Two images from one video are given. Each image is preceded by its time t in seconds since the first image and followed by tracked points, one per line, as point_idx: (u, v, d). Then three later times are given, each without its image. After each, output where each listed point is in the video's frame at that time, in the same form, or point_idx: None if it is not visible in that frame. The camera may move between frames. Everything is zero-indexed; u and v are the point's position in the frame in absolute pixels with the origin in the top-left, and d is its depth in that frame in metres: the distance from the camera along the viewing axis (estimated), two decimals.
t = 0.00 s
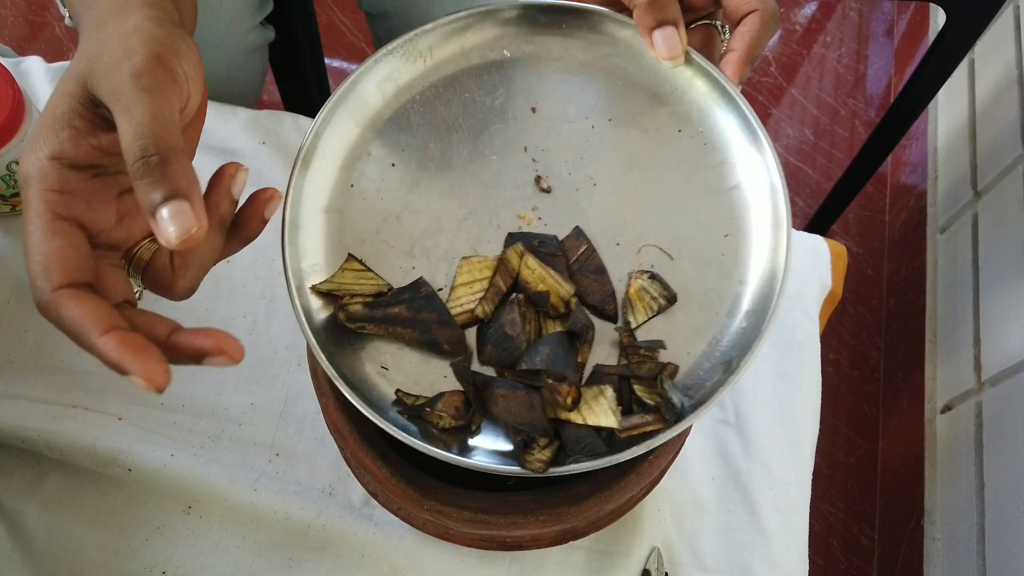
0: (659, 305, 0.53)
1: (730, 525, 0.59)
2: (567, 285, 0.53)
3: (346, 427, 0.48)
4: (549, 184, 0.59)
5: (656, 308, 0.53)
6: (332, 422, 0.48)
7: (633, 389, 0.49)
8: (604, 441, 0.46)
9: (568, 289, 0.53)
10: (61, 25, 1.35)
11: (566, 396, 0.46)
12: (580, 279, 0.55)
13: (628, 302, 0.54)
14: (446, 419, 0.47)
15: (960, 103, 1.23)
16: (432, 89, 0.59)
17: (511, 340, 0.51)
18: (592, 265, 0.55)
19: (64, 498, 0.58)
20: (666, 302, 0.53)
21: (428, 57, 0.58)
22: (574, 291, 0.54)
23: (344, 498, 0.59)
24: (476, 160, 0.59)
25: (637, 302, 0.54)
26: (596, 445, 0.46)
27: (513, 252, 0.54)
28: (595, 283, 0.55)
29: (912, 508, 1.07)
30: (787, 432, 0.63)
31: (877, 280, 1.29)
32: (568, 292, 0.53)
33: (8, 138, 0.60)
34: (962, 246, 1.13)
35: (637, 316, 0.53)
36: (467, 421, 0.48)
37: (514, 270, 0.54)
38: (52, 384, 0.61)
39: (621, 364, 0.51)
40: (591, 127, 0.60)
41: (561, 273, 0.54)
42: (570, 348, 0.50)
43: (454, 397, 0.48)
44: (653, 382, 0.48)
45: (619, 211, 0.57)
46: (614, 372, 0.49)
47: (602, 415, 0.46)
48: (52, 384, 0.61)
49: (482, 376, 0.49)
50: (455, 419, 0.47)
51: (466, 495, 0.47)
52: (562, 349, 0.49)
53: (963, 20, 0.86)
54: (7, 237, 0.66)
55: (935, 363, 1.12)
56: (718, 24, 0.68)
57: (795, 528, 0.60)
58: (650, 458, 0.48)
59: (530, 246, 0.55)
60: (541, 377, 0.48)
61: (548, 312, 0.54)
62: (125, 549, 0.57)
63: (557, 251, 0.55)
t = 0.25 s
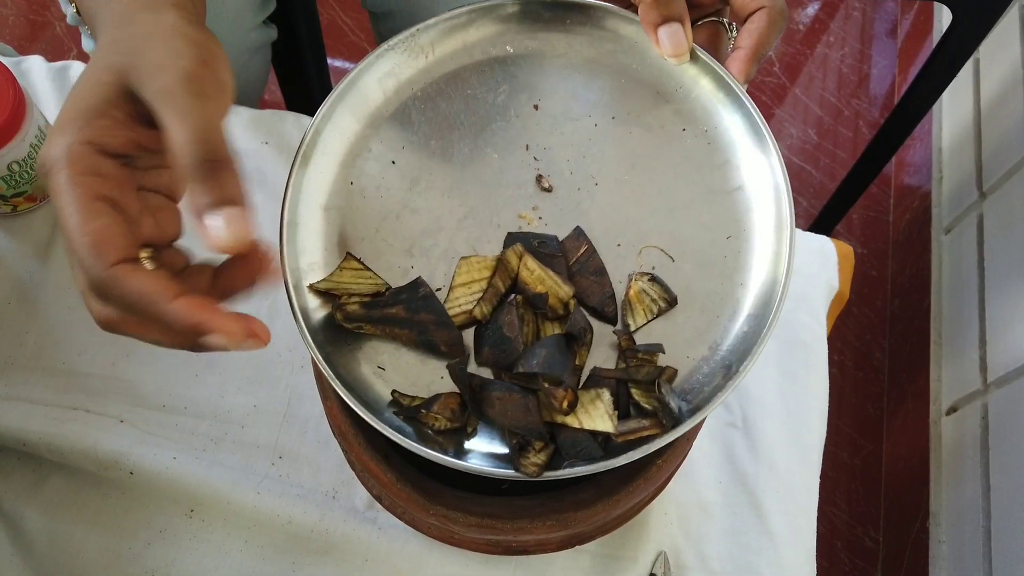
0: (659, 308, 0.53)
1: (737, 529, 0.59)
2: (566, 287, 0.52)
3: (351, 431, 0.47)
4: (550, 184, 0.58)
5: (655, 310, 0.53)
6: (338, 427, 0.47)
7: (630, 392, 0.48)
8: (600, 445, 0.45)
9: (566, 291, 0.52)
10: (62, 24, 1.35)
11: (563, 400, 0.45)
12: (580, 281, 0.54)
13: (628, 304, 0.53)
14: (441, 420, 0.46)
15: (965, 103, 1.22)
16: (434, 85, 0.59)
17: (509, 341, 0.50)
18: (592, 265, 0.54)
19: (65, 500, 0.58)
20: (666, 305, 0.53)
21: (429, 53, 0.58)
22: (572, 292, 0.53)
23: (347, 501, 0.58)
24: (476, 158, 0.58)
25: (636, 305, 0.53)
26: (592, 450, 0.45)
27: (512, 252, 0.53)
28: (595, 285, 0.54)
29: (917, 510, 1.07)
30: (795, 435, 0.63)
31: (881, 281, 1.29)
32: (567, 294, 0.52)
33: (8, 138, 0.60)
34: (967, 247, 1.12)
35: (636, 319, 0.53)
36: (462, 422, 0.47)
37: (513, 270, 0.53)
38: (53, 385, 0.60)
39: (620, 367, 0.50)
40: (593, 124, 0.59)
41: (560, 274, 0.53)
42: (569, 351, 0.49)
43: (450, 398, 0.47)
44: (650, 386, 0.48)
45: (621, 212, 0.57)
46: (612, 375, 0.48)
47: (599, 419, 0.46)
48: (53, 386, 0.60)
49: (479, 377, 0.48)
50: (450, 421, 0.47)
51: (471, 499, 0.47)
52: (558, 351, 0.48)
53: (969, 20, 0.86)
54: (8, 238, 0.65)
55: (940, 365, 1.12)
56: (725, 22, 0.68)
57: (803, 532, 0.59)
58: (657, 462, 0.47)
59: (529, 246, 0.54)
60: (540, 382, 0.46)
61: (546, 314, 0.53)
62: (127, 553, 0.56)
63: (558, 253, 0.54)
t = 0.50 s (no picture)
0: (620, 301, 0.52)
1: (744, 527, 0.58)
2: (529, 270, 0.52)
3: (356, 429, 0.47)
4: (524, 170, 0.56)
5: (619, 300, 0.52)
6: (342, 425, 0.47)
7: (583, 382, 0.47)
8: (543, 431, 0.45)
9: (528, 275, 0.52)
10: (63, 16, 1.34)
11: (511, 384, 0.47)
12: (542, 267, 0.53)
13: (591, 291, 0.52)
14: (382, 393, 0.45)
15: (973, 96, 1.21)
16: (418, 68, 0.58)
17: (463, 323, 0.51)
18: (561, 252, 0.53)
19: (66, 496, 0.57)
20: (631, 296, 0.52)
21: (415, 35, 0.58)
22: (534, 276, 0.52)
23: (351, 497, 0.58)
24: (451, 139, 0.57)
25: (601, 293, 0.52)
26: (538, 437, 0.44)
27: (476, 232, 0.52)
28: (557, 269, 0.53)
29: (923, 506, 1.06)
30: (802, 431, 0.62)
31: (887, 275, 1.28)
32: (528, 277, 0.52)
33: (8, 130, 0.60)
34: (974, 241, 1.11)
35: (599, 308, 0.52)
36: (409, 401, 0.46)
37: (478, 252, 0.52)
38: (54, 380, 0.60)
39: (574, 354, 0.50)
40: (573, 111, 0.57)
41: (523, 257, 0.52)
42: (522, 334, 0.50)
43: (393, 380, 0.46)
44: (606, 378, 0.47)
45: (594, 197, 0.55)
46: (566, 363, 0.49)
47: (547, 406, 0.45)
48: (53, 380, 0.60)
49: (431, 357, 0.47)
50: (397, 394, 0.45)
51: (476, 497, 0.46)
52: (513, 335, 0.49)
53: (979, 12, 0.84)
54: (9, 232, 0.65)
55: (946, 360, 1.11)
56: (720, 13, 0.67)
57: (811, 530, 0.59)
58: (663, 459, 0.47)
59: (495, 227, 0.53)
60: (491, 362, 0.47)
61: (507, 297, 0.53)
62: (129, 549, 0.56)
63: (524, 236, 0.53)
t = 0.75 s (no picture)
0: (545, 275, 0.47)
1: (747, 516, 0.58)
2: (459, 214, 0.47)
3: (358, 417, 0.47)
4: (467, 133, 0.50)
5: (542, 277, 0.46)
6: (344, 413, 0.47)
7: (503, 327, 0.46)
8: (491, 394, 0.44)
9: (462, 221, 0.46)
10: None
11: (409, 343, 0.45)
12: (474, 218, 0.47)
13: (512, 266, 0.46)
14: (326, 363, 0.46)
15: (982, 82, 1.19)
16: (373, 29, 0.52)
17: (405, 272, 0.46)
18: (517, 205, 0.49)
19: (69, 482, 0.57)
20: (554, 274, 0.47)
21: None
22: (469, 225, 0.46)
23: (353, 485, 0.58)
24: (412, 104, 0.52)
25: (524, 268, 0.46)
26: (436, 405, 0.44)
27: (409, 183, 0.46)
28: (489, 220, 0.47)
29: (925, 494, 1.06)
30: (807, 420, 0.62)
31: (893, 264, 1.27)
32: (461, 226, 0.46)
33: (9, 113, 0.60)
34: (981, 229, 1.10)
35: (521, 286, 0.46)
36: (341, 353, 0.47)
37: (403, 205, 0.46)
38: (55, 366, 0.60)
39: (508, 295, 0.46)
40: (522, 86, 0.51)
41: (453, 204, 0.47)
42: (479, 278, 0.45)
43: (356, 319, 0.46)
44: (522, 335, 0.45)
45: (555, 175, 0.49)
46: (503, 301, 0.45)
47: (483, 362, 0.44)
48: (55, 366, 0.60)
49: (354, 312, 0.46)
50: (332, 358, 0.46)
51: (479, 485, 0.46)
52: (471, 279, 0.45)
53: None
54: (9, 217, 0.65)
55: (951, 348, 1.10)
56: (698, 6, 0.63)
57: (814, 519, 0.59)
58: (667, 449, 0.45)
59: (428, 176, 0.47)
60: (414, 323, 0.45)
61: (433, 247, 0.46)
62: (132, 535, 0.56)
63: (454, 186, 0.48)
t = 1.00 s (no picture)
0: (633, 242, 0.49)
1: (758, 508, 0.58)
2: (536, 181, 0.50)
3: (372, 408, 0.46)
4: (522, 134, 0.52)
5: (630, 246, 0.49)
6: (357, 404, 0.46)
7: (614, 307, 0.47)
8: (599, 374, 0.46)
9: (536, 189, 0.50)
10: None
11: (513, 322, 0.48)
12: (548, 182, 0.50)
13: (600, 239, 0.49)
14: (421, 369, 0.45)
15: (991, 73, 1.18)
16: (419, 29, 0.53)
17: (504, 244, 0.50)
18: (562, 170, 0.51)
19: (79, 472, 0.57)
20: (640, 239, 0.49)
21: None
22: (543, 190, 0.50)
23: (363, 475, 0.58)
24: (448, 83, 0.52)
25: (609, 242, 0.49)
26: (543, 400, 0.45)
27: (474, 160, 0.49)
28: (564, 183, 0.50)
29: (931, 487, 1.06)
30: (819, 413, 0.61)
31: (900, 256, 1.25)
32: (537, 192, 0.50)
33: (16, 103, 0.59)
34: (989, 221, 1.10)
35: (612, 256, 0.49)
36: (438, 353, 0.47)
37: (479, 182, 0.50)
38: (64, 356, 0.60)
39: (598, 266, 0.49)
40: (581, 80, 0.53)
41: (524, 170, 0.50)
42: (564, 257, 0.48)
43: (468, 305, 0.48)
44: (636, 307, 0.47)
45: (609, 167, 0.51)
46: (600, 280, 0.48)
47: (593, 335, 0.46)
48: (64, 356, 0.60)
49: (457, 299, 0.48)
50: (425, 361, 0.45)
51: (492, 477, 0.46)
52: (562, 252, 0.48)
53: None
54: (16, 206, 0.64)
55: (958, 341, 1.10)
56: None
57: (826, 512, 0.58)
58: (681, 441, 0.45)
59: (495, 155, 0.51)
60: (513, 302, 0.48)
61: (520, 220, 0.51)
62: (142, 525, 0.56)
63: (520, 156, 0.51)
